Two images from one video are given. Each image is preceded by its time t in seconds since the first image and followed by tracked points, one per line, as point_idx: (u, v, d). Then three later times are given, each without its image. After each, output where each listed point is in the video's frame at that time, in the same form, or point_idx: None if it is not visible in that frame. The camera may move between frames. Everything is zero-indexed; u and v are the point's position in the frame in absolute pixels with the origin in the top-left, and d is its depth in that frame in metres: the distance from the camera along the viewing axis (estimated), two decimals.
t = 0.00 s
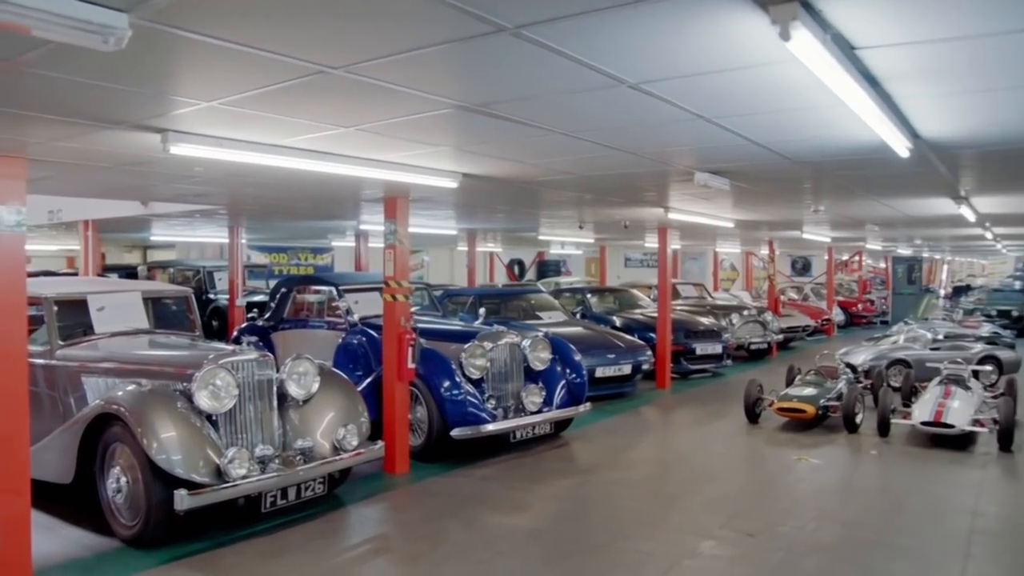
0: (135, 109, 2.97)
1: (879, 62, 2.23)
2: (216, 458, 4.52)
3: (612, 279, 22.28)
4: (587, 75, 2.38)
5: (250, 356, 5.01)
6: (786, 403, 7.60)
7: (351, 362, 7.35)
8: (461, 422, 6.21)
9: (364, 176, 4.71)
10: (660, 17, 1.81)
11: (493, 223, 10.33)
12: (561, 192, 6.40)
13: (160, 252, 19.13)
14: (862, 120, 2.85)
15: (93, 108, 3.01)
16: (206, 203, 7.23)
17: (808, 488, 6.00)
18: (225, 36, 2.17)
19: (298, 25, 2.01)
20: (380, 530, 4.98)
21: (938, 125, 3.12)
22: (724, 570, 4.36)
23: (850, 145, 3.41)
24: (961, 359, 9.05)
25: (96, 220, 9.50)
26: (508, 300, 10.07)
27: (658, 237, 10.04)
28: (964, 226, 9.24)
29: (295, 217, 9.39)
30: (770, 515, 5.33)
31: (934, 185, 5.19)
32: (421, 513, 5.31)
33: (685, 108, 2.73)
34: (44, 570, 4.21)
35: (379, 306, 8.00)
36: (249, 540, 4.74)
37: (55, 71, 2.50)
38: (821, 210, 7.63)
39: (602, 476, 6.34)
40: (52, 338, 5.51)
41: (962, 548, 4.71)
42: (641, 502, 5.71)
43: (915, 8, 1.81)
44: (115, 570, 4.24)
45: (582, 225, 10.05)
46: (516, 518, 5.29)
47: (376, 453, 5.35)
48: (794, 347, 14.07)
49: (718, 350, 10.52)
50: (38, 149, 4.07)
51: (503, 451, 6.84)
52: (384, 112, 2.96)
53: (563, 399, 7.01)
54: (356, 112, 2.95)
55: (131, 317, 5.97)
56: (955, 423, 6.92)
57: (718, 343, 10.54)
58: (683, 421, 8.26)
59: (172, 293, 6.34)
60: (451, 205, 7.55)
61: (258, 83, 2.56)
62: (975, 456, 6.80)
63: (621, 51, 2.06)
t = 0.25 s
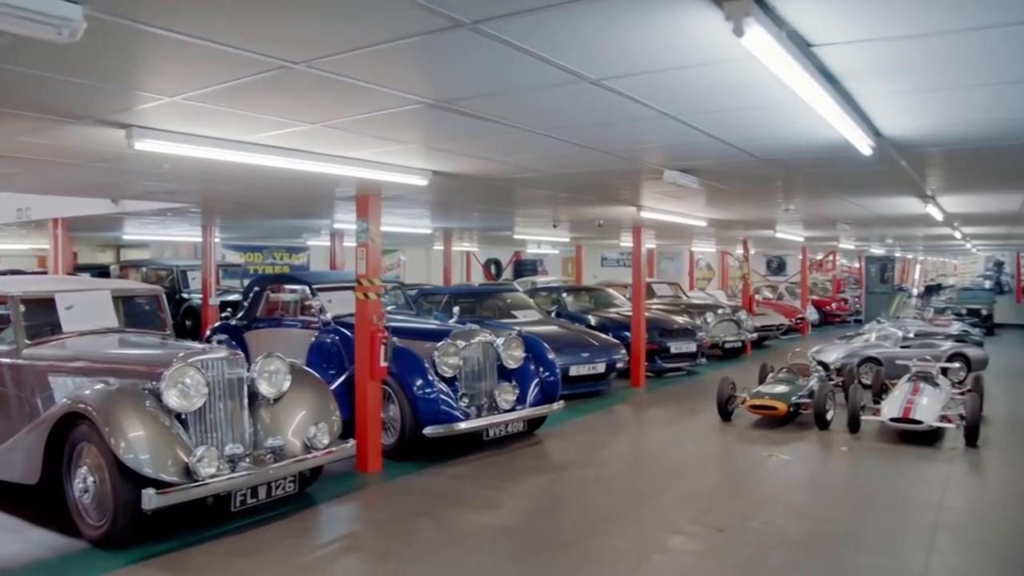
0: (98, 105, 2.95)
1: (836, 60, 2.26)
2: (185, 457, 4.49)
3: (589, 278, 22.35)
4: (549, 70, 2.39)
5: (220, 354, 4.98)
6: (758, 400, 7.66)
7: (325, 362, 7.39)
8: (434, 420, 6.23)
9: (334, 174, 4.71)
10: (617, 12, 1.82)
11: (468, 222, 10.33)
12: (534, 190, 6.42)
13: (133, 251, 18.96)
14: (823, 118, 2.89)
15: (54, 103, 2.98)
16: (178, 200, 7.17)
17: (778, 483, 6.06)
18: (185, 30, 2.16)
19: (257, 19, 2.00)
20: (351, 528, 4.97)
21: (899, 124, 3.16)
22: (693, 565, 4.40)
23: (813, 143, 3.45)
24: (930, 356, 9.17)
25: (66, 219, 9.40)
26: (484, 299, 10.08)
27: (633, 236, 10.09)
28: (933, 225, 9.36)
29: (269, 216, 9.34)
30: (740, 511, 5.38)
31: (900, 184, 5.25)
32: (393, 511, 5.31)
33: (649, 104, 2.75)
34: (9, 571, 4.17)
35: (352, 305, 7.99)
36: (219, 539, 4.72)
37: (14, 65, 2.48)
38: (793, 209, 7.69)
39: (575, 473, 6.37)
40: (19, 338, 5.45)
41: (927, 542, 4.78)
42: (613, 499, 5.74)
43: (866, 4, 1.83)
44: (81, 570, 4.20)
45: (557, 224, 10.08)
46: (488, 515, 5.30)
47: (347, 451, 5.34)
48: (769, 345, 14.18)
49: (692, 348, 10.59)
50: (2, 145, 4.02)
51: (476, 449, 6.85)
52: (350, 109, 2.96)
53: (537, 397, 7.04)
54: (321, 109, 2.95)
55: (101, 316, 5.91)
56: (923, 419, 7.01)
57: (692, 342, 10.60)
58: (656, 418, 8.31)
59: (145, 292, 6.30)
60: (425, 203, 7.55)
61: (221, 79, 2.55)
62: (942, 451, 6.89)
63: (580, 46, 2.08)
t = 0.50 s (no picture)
0: (50, 98, 2.92)
1: (783, 57, 2.29)
2: (146, 456, 4.45)
3: (560, 277, 22.40)
4: (501, 65, 2.41)
5: (181, 352, 4.93)
6: (724, 397, 7.72)
7: (291, 360, 7.27)
8: (399, 418, 6.22)
9: (297, 170, 4.69)
10: (563, 6, 1.83)
11: (437, 220, 10.32)
12: (500, 187, 6.43)
13: (98, 249, 18.72)
14: (775, 114, 2.92)
15: (6, 96, 2.95)
16: (141, 197, 7.10)
17: (742, 479, 6.12)
18: (133, 23, 2.14)
19: (206, 11, 1.99)
20: (315, 526, 4.95)
21: (851, 121, 3.21)
22: (655, 560, 4.43)
23: (769, 140, 3.49)
24: (893, 353, 9.31)
25: (27, 216, 9.27)
26: (452, 298, 10.08)
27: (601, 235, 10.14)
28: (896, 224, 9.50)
29: (235, 214, 9.28)
30: (704, 506, 5.43)
31: (860, 181, 5.33)
32: (357, 509, 5.30)
33: (602, 99, 2.77)
34: None
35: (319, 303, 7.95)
36: (180, 538, 4.68)
37: None
38: (757, 207, 7.78)
39: (541, 470, 6.39)
40: None
41: (885, 535, 4.86)
42: (578, 495, 5.77)
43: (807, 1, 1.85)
44: (38, 571, 4.15)
45: (526, 223, 10.11)
46: (452, 512, 5.31)
47: (312, 449, 5.32)
48: (737, 343, 14.30)
49: (660, 346, 10.65)
50: None
51: (442, 447, 6.85)
52: (307, 103, 2.95)
53: (503, 395, 7.07)
54: (278, 103, 2.94)
55: (61, 314, 5.84)
56: (885, 414, 7.11)
57: (661, 340, 10.67)
58: (624, 416, 8.35)
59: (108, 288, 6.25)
60: (391, 201, 7.54)
61: (174, 72, 2.53)
62: (902, 446, 7.00)
63: (530, 40, 2.10)
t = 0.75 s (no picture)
0: (5, 91, 2.89)
1: (737, 53, 2.32)
2: (109, 455, 4.41)
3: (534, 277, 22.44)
4: (458, 59, 2.43)
5: (147, 350, 4.89)
6: (693, 394, 7.77)
7: (260, 359, 7.24)
8: (368, 416, 6.22)
9: (262, 167, 4.68)
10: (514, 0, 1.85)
11: (409, 219, 10.32)
12: (470, 185, 6.44)
13: (67, 248, 18.51)
14: (732, 110, 2.96)
15: None
16: (107, 195, 7.04)
17: (709, 474, 6.17)
18: (86, 15, 2.12)
19: (159, 3, 1.98)
20: (282, 524, 4.93)
21: (809, 119, 3.25)
22: (621, 555, 4.46)
23: (730, 137, 3.53)
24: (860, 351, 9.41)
25: None
26: (425, 296, 10.07)
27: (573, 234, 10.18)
28: (863, 223, 9.62)
29: (205, 212, 9.22)
30: (671, 501, 5.47)
31: (824, 180, 5.39)
32: (326, 507, 5.28)
33: (560, 94, 2.80)
34: None
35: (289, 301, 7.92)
36: (145, 538, 4.64)
37: None
38: (725, 206, 7.85)
39: (510, 468, 6.40)
40: None
41: (848, 528, 4.92)
42: (547, 492, 5.79)
43: None
44: None
45: (498, 221, 10.13)
46: (421, 509, 5.31)
47: (279, 448, 5.30)
48: (709, 342, 14.40)
49: (632, 345, 10.72)
50: None
51: (412, 445, 6.84)
52: (268, 98, 2.95)
53: (473, 393, 7.10)
54: (239, 98, 2.93)
55: (25, 313, 5.77)
56: (851, 410, 7.19)
57: (632, 338, 10.73)
58: (594, 414, 8.39)
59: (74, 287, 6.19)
60: (362, 199, 7.53)
61: (129, 65, 2.51)
62: (868, 442, 7.09)
63: (484, 33, 2.11)
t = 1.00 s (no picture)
0: None
1: (691, 48, 2.35)
2: (70, 454, 4.36)
3: (507, 276, 22.46)
4: (416, 54, 2.45)
5: (110, 349, 4.84)
6: (663, 392, 7.80)
7: (228, 358, 7.20)
8: (337, 414, 6.21)
9: (227, 163, 4.65)
10: None
11: (380, 218, 10.30)
12: (438, 183, 6.45)
13: (34, 247, 18.28)
14: (691, 106, 2.99)
15: None
16: (73, 192, 6.96)
17: (677, 470, 6.22)
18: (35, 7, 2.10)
19: None
20: (248, 523, 4.90)
21: (768, 116, 3.30)
22: (588, 550, 4.48)
23: (691, 133, 3.57)
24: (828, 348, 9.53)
25: None
26: (396, 295, 10.06)
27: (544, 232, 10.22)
28: (830, 222, 9.73)
29: (174, 210, 9.15)
30: (638, 497, 5.51)
31: (788, 177, 5.46)
32: (293, 505, 5.26)
33: (519, 89, 2.82)
34: None
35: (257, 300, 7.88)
36: (108, 538, 4.60)
37: None
38: (693, 204, 7.91)
39: (480, 465, 6.41)
40: None
41: (812, 522, 4.98)
42: (516, 488, 5.81)
43: None
44: None
45: (469, 220, 10.14)
46: (389, 506, 5.31)
47: (245, 446, 5.27)
48: (680, 341, 14.49)
49: (603, 343, 10.77)
50: None
51: (381, 443, 6.83)
52: (229, 93, 2.93)
53: (443, 391, 7.12)
54: (198, 93, 2.92)
55: None
56: (817, 407, 7.27)
57: (603, 336, 10.79)
58: (565, 411, 8.42)
59: (36, 286, 6.10)
60: (331, 197, 7.50)
61: (84, 57, 2.49)
62: (834, 438, 7.18)
63: (438, 27, 2.13)
